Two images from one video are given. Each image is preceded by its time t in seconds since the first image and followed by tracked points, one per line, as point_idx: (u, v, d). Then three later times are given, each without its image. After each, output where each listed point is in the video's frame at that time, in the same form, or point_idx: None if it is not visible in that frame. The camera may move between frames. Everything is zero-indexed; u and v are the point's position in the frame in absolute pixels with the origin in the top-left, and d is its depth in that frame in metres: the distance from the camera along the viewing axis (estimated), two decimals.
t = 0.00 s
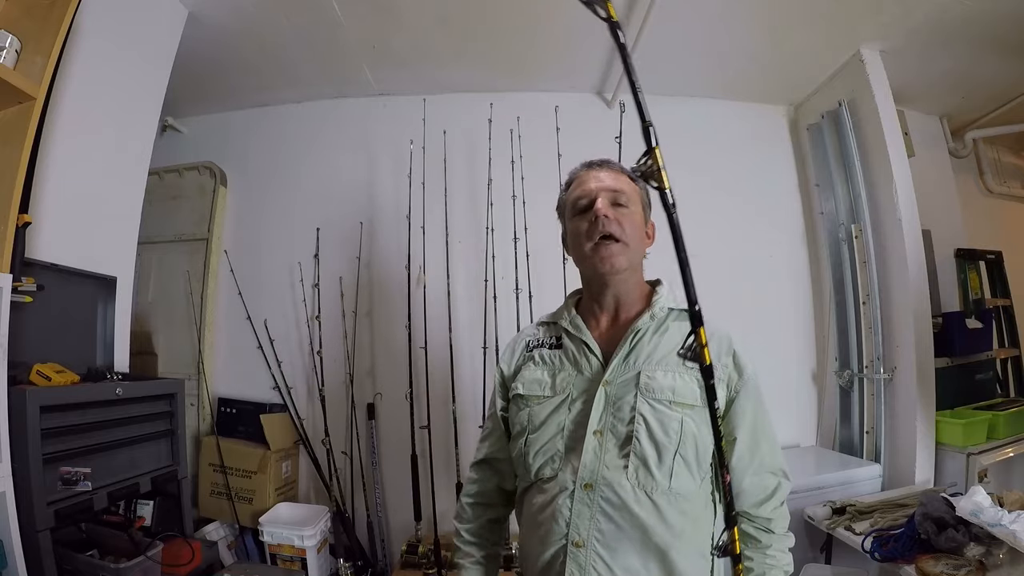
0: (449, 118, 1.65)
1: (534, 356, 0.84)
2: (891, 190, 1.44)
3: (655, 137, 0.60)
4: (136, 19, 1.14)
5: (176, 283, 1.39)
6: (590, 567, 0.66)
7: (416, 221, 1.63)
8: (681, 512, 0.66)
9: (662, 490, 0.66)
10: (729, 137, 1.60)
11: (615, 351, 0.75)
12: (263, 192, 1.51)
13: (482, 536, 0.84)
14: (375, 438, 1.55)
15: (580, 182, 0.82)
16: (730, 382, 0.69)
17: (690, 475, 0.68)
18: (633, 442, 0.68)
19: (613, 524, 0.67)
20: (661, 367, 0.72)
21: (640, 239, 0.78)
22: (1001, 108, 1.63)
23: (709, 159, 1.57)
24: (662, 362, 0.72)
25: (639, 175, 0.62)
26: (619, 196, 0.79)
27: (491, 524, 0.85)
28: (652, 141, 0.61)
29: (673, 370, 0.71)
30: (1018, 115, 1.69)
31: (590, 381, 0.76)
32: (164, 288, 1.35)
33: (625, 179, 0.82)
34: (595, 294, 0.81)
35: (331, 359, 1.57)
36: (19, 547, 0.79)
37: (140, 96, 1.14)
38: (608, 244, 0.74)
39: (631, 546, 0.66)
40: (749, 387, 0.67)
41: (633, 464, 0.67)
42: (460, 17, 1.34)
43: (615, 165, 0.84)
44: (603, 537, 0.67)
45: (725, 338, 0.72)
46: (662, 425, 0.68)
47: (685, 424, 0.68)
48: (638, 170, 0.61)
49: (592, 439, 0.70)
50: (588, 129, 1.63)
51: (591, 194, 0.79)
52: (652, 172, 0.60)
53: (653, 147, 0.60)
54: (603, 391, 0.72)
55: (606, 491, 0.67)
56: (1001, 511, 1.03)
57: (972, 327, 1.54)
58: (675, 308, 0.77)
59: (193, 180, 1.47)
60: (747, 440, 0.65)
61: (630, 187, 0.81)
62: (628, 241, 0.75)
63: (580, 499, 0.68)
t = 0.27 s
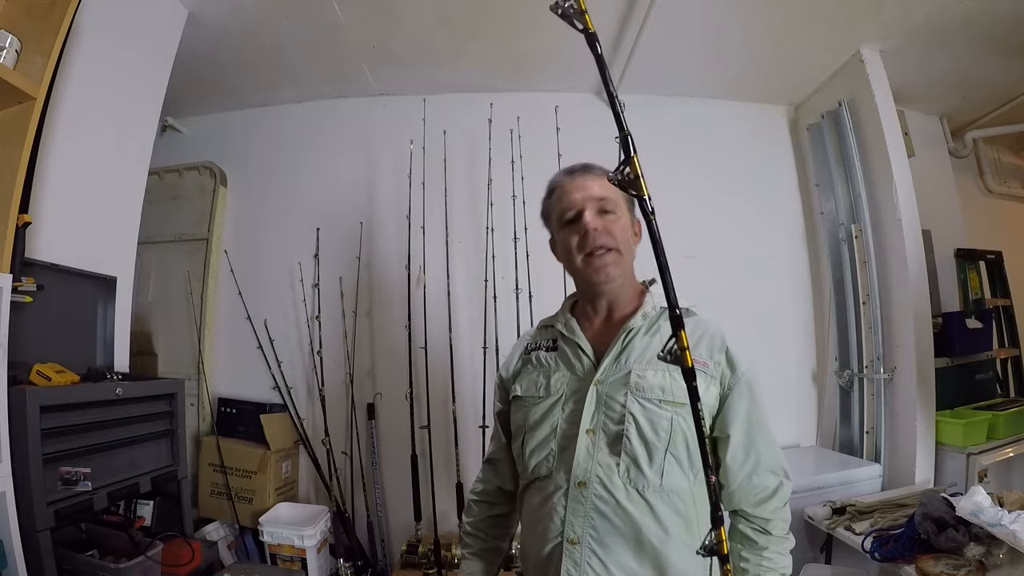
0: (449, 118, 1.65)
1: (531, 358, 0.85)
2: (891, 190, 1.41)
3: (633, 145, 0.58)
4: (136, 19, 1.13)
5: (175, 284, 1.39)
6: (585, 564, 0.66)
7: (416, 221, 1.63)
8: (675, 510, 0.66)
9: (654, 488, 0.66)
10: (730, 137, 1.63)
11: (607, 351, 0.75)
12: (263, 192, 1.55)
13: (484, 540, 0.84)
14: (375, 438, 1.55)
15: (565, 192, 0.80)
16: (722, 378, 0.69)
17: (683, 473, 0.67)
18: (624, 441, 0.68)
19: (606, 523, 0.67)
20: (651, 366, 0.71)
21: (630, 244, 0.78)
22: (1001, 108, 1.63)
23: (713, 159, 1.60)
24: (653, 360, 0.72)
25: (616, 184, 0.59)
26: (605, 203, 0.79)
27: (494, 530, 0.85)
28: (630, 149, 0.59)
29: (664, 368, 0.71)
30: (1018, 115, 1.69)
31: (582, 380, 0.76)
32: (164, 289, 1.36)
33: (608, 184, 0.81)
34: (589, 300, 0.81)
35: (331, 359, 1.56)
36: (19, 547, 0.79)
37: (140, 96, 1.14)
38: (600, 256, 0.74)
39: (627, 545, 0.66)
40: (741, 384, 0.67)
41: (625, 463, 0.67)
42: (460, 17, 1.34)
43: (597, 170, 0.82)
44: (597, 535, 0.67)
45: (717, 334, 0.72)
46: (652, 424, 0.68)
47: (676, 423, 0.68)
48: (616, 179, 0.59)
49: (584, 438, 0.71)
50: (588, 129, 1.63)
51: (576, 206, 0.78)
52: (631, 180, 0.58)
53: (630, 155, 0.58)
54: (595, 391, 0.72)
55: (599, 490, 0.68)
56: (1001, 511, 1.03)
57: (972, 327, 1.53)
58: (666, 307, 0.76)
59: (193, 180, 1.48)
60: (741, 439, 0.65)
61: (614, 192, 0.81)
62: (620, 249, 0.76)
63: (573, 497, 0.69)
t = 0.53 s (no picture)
0: (449, 118, 1.65)
1: (526, 364, 0.85)
2: (890, 190, 1.41)
3: (640, 138, 0.59)
4: (136, 19, 1.13)
5: (176, 284, 1.42)
6: (583, 565, 0.67)
7: (416, 221, 1.62)
8: (671, 509, 0.66)
9: (647, 490, 0.66)
10: (731, 137, 1.63)
11: (598, 354, 0.75)
12: (262, 193, 1.56)
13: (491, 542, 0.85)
14: (375, 439, 1.55)
15: (533, 209, 0.78)
16: (713, 378, 0.68)
17: (677, 473, 0.67)
18: (615, 444, 0.68)
19: (602, 525, 0.67)
20: (641, 368, 0.71)
21: (607, 252, 0.75)
22: (1002, 108, 1.63)
23: (712, 159, 1.60)
24: (644, 362, 0.72)
25: (622, 176, 0.60)
26: (576, 216, 0.75)
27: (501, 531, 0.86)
28: (637, 142, 0.60)
29: (654, 370, 0.71)
30: (1018, 115, 1.69)
31: (574, 384, 0.76)
32: (164, 289, 1.39)
33: (578, 192, 0.77)
34: (575, 305, 0.80)
35: (332, 359, 1.56)
36: (19, 547, 0.79)
37: (140, 97, 1.14)
38: (573, 274, 0.73)
39: (624, 545, 0.66)
40: (732, 381, 0.66)
41: (617, 465, 0.67)
42: (460, 17, 1.34)
43: (565, 176, 0.78)
44: (593, 536, 0.67)
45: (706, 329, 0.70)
46: (643, 426, 0.68)
47: (666, 424, 0.68)
48: (623, 171, 0.60)
49: (577, 442, 0.71)
50: (588, 130, 1.63)
51: (545, 223, 0.76)
52: (637, 172, 0.59)
53: (636, 148, 0.59)
54: (586, 394, 0.73)
55: (593, 493, 0.68)
56: (1001, 511, 1.03)
57: (972, 328, 1.53)
58: (656, 306, 0.75)
59: (193, 180, 1.50)
60: (732, 436, 0.65)
61: (585, 199, 0.76)
62: (594, 262, 0.73)
63: (568, 499, 0.69)
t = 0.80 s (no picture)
0: (449, 118, 1.65)
1: (525, 365, 0.85)
2: (890, 190, 1.42)
3: (644, 143, 0.61)
4: (136, 18, 1.13)
5: (176, 284, 1.39)
6: (584, 566, 0.67)
7: (416, 221, 1.62)
8: (671, 510, 0.66)
9: (648, 490, 0.66)
10: (730, 138, 1.63)
11: (598, 354, 0.75)
12: (263, 192, 1.56)
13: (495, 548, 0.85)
14: (375, 438, 1.55)
15: (536, 206, 0.78)
16: (712, 378, 0.68)
17: (678, 473, 0.67)
18: (616, 444, 0.68)
19: (602, 526, 0.67)
20: (642, 368, 0.71)
21: (607, 253, 0.75)
22: (1002, 108, 1.62)
23: (713, 159, 1.60)
24: (644, 362, 0.72)
25: (626, 179, 0.60)
26: (578, 214, 0.75)
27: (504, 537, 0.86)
28: (641, 146, 0.61)
29: (654, 370, 0.71)
30: (1018, 115, 1.68)
31: (574, 384, 0.76)
32: (165, 288, 1.35)
33: (582, 191, 0.77)
34: (574, 305, 0.81)
35: (332, 359, 1.56)
36: (19, 547, 0.79)
37: (140, 97, 1.14)
38: (574, 273, 0.73)
39: (625, 546, 0.66)
40: (732, 381, 0.67)
41: (618, 465, 0.67)
42: (460, 17, 1.34)
43: (568, 174, 0.78)
44: (594, 537, 0.67)
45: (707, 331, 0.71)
46: (644, 425, 0.68)
47: (667, 424, 0.68)
48: (628, 174, 0.60)
49: (577, 442, 0.71)
50: (588, 130, 1.63)
51: (547, 220, 0.76)
52: (641, 175, 0.60)
53: (641, 152, 0.60)
54: (587, 394, 0.73)
55: (595, 493, 0.68)
56: (1001, 511, 1.03)
57: (971, 327, 1.54)
58: (656, 307, 0.76)
59: (193, 180, 1.49)
60: (731, 436, 0.65)
61: (587, 198, 0.77)
62: (594, 262, 0.74)
63: (568, 500, 0.69)
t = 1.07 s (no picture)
0: (449, 118, 1.65)
1: (525, 364, 0.85)
2: (890, 190, 1.44)
3: (648, 150, 0.62)
4: (136, 18, 1.13)
5: (175, 283, 1.35)
6: (582, 565, 0.67)
7: (416, 221, 1.63)
8: (671, 509, 0.66)
9: (648, 489, 0.66)
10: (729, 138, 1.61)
11: (599, 354, 0.75)
12: (263, 193, 1.55)
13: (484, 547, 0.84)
14: (375, 438, 1.55)
15: (539, 205, 0.78)
16: (714, 377, 0.68)
17: (678, 472, 0.67)
18: (618, 443, 0.68)
19: (602, 525, 0.67)
20: (644, 368, 0.72)
21: (609, 252, 0.76)
22: (1002, 109, 1.59)
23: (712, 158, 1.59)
24: (646, 362, 0.72)
25: (630, 187, 0.62)
26: (581, 213, 0.75)
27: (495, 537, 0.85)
28: (644, 153, 0.63)
29: (656, 370, 0.71)
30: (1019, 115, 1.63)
31: (575, 383, 0.76)
32: (165, 288, 1.30)
33: (586, 190, 0.77)
34: (576, 303, 0.81)
35: (332, 359, 1.57)
36: (19, 547, 0.79)
37: (139, 97, 1.14)
38: (576, 272, 0.73)
39: (624, 546, 0.66)
40: (734, 382, 0.67)
41: (619, 464, 0.67)
42: (459, 17, 1.34)
43: (573, 174, 0.78)
44: (593, 536, 0.67)
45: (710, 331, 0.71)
46: (646, 425, 0.68)
47: (670, 424, 0.68)
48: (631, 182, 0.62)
49: (578, 441, 0.71)
50: (588, 130, 1.63)
51: (550, 218, 0.76)
52: (644, 183, 0.61)
53: (644, 160, 0.62)
54: (588, 393, 0.73)
55: (594, 492, 0.68)
56: (1001, 511, 1.03)
57: (971, 327, 1.54)
58: (658, 308, 0.76)
59: (193, 180, 1.47)
60: (732, 436, 0.65)
61: (592, 198, 0.77)
62: (596, 260, 0.74)
63: (568, 499, 0.69)
